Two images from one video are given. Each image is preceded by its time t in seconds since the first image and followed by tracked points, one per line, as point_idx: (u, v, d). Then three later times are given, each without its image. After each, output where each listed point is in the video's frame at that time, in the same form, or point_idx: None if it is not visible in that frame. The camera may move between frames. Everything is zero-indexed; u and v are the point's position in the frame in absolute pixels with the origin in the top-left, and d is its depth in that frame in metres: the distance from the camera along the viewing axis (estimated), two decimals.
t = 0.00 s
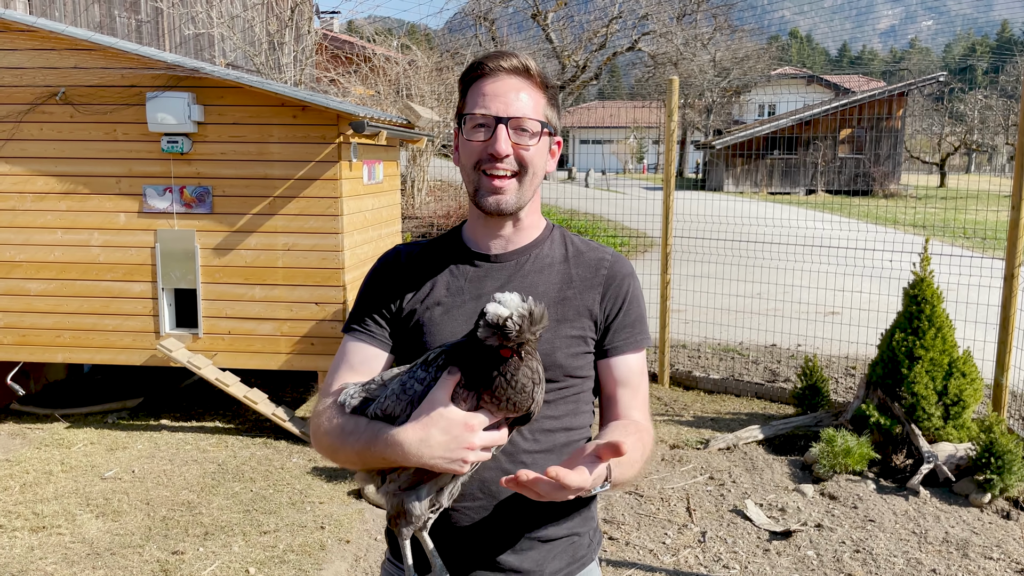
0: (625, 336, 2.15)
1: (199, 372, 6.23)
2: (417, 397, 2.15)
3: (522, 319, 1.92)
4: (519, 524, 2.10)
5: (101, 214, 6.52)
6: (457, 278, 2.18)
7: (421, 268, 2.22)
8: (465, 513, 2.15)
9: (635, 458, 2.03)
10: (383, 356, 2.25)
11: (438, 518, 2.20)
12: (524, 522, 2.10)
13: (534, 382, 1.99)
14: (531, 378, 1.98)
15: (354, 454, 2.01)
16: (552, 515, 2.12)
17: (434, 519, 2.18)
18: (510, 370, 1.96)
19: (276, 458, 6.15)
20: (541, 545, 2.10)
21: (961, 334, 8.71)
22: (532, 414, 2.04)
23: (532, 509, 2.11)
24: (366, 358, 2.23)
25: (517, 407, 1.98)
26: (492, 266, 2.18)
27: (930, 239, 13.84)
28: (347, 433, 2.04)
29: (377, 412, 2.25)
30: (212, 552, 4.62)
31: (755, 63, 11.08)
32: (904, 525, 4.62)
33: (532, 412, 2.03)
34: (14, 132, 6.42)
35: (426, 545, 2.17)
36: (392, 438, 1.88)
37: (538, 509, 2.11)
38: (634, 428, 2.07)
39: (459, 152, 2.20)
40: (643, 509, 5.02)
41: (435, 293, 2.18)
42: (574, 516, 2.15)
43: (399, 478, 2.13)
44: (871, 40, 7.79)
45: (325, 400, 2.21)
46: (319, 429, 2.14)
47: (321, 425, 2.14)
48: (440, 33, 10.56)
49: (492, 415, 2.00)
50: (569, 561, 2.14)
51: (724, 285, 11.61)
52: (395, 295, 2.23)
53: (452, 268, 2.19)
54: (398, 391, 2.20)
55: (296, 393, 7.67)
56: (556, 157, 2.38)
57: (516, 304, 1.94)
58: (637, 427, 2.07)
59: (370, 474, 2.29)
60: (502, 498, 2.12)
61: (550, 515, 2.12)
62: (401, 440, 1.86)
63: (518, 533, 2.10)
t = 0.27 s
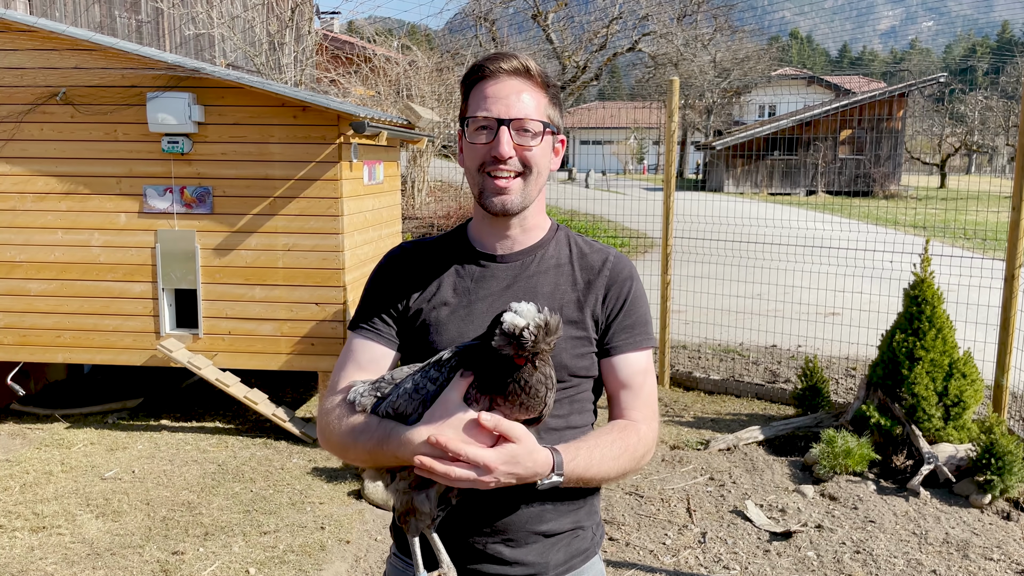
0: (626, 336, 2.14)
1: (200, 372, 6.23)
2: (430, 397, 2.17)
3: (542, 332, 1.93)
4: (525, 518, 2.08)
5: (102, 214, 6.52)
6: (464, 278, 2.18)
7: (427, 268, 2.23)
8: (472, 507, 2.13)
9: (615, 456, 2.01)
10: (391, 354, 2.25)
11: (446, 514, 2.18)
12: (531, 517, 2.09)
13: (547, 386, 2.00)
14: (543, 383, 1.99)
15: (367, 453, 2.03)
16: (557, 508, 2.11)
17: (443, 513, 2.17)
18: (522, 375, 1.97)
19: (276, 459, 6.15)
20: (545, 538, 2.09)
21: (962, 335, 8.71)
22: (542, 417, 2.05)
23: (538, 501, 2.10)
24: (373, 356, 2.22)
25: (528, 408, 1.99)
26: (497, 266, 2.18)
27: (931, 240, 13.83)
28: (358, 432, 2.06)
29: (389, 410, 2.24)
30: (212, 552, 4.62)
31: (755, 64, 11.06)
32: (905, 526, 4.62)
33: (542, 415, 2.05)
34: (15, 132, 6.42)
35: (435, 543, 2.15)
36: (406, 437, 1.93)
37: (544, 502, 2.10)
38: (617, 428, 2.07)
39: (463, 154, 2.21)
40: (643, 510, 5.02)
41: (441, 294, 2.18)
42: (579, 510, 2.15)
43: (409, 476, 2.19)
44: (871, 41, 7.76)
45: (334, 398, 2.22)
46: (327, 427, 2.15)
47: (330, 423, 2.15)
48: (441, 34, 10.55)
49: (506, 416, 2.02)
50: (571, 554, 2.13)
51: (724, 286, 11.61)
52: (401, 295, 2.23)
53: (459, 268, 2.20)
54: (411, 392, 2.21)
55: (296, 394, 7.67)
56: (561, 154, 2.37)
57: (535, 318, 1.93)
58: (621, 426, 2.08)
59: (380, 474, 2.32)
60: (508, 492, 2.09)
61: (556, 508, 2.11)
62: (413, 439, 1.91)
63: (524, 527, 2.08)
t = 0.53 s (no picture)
0: (630, 337, 2.14)
1: (200, 372, 6.23)
2: (429, 396, 2.15)
3: (563, 347, 1.89)
4: (524, 518, 2.08)
5: (102, 214, 6.52)
6: (467, 278, 2.18)
7: (430, 267, 2.23)
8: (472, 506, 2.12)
9: (617, 457, 2.01)
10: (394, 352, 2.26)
11: (445, 514, 2.19)
12: (531, 517, 2.09)
13: (548, 391, 1.97)
14: (545, 388, 1.97)
15: (366, 451, 2.04)
16: (557, 508, 2.10)
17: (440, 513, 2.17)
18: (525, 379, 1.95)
19: (276, 459, 6.14)
20: (545, 538, 2.09)
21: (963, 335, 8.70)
22: (542, 421, 2.02)
23: (537, 500, 2.10)
24: (377, 354, 2.23)
25: (529, 412, 1.97)
26: (500, 266, 2.18)
27: (931, 241, 13.82)
28: (358, 429, 2.06)
29: (389, 408, 2.24)
30: (213, 553, 4.62)
31: (756, 64, 11.05)
32: (906, 526, 4.62)
33: (542, 420, 2.02)
34: (15, 132, 6.42)
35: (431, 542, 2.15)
36: (405, 435, 1.93)
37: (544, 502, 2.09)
38: (621, 429, 2.07)
39: (469, 155, 2.21)
40: (644, 510, 5.02)
41: (445, 293, 2.18)
42: (580, 509, 2.15)
43: (407, 474, 2.16)
44: (872, 41, 7.75)
45: (337, 394, 2.24)
46: (330, 423, 2.17)
47: (332, 419, 2.17)
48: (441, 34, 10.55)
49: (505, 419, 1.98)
50: (571, 554, 2.13)
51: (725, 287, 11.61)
52: (405, 293, 2.23)
53: (462, 267, 2.19)
54: (411, 391, 2.19)
55: (297, 394, 7.67)
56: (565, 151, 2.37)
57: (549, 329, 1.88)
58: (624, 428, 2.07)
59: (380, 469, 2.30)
60: (508, 493, 2.08)
61: (555, 509, 2.10)
62: (411, 439, 1.92)
63: (523, 526, 2.08)
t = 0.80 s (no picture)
0: (636, 341, 2.13)
1: (200, 372, 6.23)
2: (430, 396, 2.19)
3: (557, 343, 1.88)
4: (526, 518, 2.08)
5: (103, 214, 6.52)
6: (470, 279, 2.17)
7: (433, 268, 2.23)
8: (473, 507, 2.13)
9: (623, 462, 2.02)
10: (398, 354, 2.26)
11: (447, 515, 2.19)
12: (532, 518, 2.08)
13: (547, 391, 1.97)
14: (545, 385, 1.96)
15: (368, 451, 2.04)
16: (558, 509, 2.10)
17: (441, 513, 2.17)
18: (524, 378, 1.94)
19: (277, 459, 6.14)
20: (547, 539, 2.09)
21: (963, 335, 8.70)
22: (541, 420, 2.02)
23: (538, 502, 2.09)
24: (380, 356, 2.23)
25: (528, 411, 1.96)
26: (502, 267, 2.17)
27: (932, 241, 13.81)
28: (360, 430, 2.06)
29: (390, 409, 2.28)
30: (213, 553, 4.62)
31: (756, 65, 11.03)
32: (906, 527, 4.61)
33: (542, 418, 2.02)
34: (15, 132, 6.42)
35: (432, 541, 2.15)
36: (406, 436, 1.94)
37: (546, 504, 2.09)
38: (626, 433, 2.07)
39: (472, 154, 2.20)
40: (645, 510, 5.01)
41: (447, 294, 2.17)
42: (583, 511, 2.15)
43: (409, 475, 2.17)
44: (872, 42, 7.74)
45: (339, 395, 2.23)
46: (332, 424, 2.16)
47: (334, 420, 2.16)
48: (441, 35, 10.54)
49: (504, 418, 1.98)
50: (573, 555, 2.12)
51: (724, 287, 11.62)
52: (407, 295, 2.23)
53: (464, 269, 2.19)
54: (412, 391, 2.23)
55: (297, 395, 7.67)
56: (568, 156, 2.37)
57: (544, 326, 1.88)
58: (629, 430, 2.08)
59: (382, 470, 2.31)
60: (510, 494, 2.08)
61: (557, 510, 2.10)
62: (412, 439, 1.92)
63: (525, 527, 2.08)
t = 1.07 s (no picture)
0: (648, 330, 2.16)
1: (201, 372, 6.22)
2: (417, 393, 2.14)
3: (496, 293, 1.93)
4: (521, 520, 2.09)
5: (104, 214, 6.52)
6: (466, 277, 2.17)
7: (432, 267, 2.23)
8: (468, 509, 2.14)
9: (690, 424, 2.10)
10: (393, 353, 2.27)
11: (440, 513, 2.20)
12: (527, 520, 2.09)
13: (529, 377, 1.97)
14: (525, 370, 1.97)
15: (356, 447, 2.03)
16: (554, 512, 2.11)
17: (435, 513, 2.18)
18: (503, 365, 1.95)
19: (277, 459, 6.14)
20: (542, 541, 2.09)
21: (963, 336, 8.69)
22: (527, 413, 2.00)
23: (534, 505, 2.10)
24: (376, 354, 2.24)
25: (510, 403, 1.95)
26: (501, 264, 2.18)
27: (932, 242, 13.81)
28: (350, 426, 2.06)
29: (379, 407, 2.23)
30: (214, 553, 4.62)
31: (756, 64, 11.01)
32: (907, 527, 4.61)
33: (528, 412, 2.01)
34: (16, 132, 6.42)
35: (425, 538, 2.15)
36: (391, 433, 1.89)
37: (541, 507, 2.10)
38: (677, 403, 2.14)
39: (472, 146, 2.19)
40: (646, 511, 5.01)
41: (444, 290, 2.18)
42: (580, 514, 2.14)
43: (398, 472, 2.17)
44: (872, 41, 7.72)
45: (335, 393, 2.25)
46: (326, 419, 2.17)
47: (328, 416, 2.17)
48: (442, 35, 10.54)
49: (490, 413, 1.97)
50: (571, 558, 2.12)
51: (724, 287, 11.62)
52: (405, 292, 2.23)
53: (462, 266, 2.19)
54: (399, 386, 2.19)
55: (298, 395, 7.67)
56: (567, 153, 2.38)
57: (497, 281, 1.95)
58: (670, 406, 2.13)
59: (375, 469, 2.33)
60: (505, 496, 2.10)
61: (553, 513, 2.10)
62: (397, 435, 1.88)
63: (520, 530, 2.09)
